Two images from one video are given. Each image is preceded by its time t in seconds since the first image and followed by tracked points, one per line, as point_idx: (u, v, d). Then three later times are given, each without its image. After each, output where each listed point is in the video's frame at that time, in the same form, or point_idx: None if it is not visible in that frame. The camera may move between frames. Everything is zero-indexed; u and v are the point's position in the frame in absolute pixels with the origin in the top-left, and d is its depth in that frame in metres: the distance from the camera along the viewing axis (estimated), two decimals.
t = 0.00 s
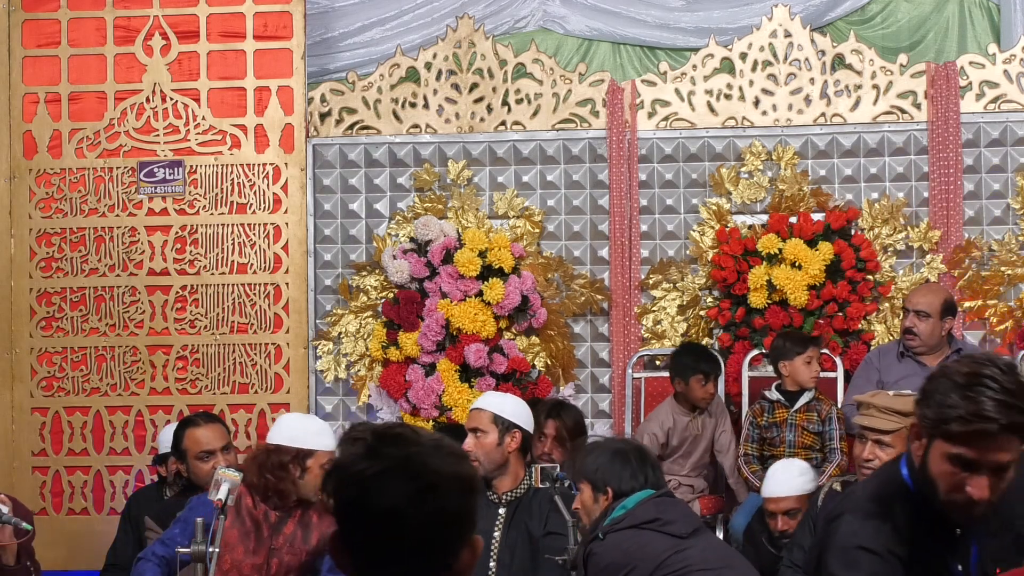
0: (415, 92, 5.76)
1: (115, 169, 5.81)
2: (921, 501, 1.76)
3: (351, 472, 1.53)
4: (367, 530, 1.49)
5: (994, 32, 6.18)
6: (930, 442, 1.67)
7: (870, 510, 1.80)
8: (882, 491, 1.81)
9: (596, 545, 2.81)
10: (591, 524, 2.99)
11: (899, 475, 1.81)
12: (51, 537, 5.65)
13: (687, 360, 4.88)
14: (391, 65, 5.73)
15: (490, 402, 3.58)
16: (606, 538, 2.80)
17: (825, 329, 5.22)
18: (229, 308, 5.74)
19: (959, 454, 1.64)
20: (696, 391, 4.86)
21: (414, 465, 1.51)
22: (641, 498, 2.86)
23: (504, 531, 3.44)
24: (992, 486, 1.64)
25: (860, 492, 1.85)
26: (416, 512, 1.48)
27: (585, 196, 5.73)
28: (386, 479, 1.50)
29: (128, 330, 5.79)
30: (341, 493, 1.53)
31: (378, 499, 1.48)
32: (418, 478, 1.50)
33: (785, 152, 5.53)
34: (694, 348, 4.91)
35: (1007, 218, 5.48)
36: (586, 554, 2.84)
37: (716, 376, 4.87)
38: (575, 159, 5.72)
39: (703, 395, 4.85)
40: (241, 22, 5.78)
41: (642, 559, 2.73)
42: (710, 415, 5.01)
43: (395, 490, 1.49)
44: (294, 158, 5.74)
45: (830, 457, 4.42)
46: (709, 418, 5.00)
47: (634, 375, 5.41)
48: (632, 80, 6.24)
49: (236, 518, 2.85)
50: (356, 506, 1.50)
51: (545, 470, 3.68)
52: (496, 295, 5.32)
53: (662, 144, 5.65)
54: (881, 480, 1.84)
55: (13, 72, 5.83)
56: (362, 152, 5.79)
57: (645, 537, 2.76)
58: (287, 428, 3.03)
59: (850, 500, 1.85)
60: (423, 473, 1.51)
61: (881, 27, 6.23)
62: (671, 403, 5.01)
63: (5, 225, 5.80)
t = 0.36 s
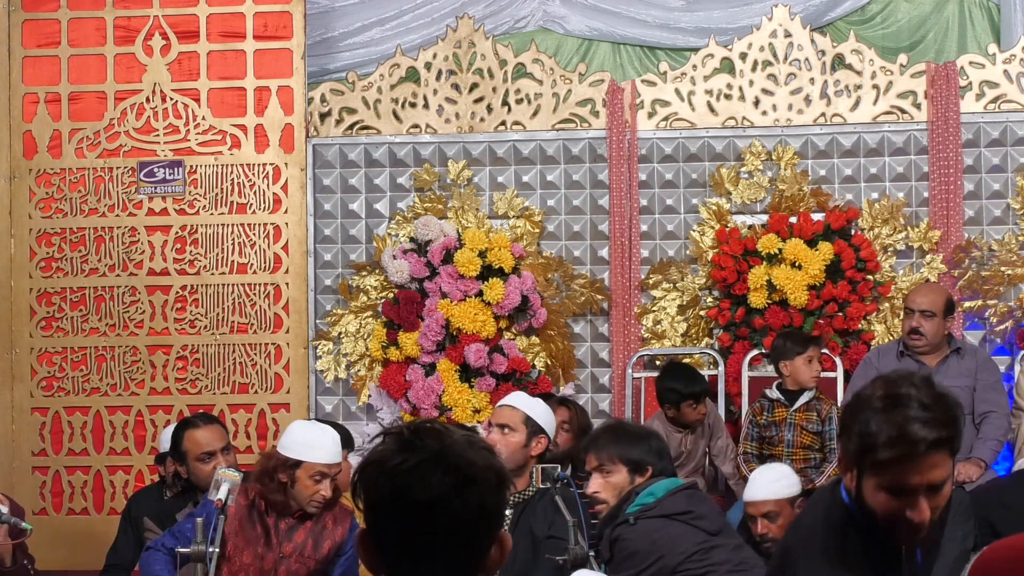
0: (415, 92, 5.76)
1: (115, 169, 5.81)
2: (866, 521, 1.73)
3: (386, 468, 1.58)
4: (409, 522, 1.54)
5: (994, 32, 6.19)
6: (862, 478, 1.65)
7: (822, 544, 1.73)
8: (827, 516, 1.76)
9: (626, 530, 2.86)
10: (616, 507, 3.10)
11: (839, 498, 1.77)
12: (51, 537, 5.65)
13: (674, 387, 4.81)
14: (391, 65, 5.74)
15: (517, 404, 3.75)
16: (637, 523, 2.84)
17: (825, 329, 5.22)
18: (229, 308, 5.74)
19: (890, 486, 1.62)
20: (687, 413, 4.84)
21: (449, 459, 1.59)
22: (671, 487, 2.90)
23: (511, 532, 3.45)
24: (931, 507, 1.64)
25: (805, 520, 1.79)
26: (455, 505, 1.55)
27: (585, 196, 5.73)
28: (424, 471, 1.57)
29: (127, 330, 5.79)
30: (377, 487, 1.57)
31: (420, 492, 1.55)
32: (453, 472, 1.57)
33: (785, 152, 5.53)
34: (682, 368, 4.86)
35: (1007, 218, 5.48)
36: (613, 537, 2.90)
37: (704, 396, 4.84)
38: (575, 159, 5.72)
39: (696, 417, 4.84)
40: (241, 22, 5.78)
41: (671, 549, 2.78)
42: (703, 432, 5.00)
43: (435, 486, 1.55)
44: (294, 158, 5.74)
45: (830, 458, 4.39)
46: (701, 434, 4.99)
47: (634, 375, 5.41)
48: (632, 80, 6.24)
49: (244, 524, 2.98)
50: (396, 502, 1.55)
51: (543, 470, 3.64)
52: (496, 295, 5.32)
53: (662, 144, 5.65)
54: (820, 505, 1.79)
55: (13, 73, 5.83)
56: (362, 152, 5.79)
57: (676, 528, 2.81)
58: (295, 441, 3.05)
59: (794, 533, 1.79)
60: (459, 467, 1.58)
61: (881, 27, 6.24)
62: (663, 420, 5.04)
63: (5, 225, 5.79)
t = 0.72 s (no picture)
0: (415, 92, 5.76)
1: (115, 169, 5.81)
2: None
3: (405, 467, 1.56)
4: (432, 517, 1.52)
5: (994, 32, 6.19)
6: None
7: None
8: None
9: (664, 526, 2.94)
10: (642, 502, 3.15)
11: None
12: (51, 537, 5.65)
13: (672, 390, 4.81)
14: (391, 65, 5.74)
15: (528, 402, 3.75)
16: (678, 520, 2.93)
17: (825, 329, 5.23)
18: (229, 308, 5.74)
19: None
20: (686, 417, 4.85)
21: (472, 453, 1.58)
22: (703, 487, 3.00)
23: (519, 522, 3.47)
24: None
25: None
26: (477, 504, 1.53)
27: (585, 196, 5.73)
28: (450, 465, 1.55)
29: (127, 330, 5.79)
30: (398, 480, 1.54)
31: (441, 486, 1.53)
32: (476, 468, 1.56)
33: (785, 152, 5.53)
34: (681, 372, 4.87)
35: (1007, 218, 5.48)
36: (648, 533, 2.98)
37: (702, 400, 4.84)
38: (575, 159, 5.72)
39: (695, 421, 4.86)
40: (241, 22, 5.78)
41: (712, 548, 2.89)
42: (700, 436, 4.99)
43: (457, 480, 1.53)
44: (293, 158, 5.74)
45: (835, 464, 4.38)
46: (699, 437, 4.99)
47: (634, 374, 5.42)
48: (632, 80, 6.24)
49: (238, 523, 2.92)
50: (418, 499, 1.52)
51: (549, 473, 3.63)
52: (496, 296, 5.32)
53: (662, 144, 5.65)
54: None
55: (13, 73, 5.83)
56: (362, 152, 5.79)
57: (715, 527, 2.93)
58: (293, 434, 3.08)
59: None
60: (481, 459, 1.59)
61: (881, 27, 6.23)
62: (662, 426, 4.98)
63: (5, 225, 5.79)
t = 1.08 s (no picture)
0: (416, 91, 5.76)
1: (116, 169, 5.81)
2: None
3: (504, 506, 1.41)
4: (523, 519, 1.41)
5: (994, 31, 6.19)
6: None
7: None
8: None
9: (664, 532, 2.70)
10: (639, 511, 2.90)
11: None
12: (52, 537, 5.65)
13: (671, 374, 4.87)
14: (392, 65, 5.74)
15: (518, 399, 3.76)
16: (675, 525, 2.70)
17: (825, 328, 5.23)
18: (230, 308, 5.74)
19: None
20: (685, 400, 4.85)
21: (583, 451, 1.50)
22: (699, 491, 2.77)
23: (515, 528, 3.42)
24: None
25: None
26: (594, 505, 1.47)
27: (586, 196, 5.72)
28: (569, 475, 1.45)
29: (128, 330, 5.78)
30: (528, 476, 1.43)
31: (571, 486, 1.44)
32: (591, 488, 1.47)
33: (785, 151, 5.53)
34: (679, 358, 4.91)
35: (1008, 218, 5.48)
36: (648, 539, 2.74)
37: (702, 385, 4.85)
38: (576, 158, 5.72)
39: (692, 405, 4.85)
40: (241, 22, 5.78)
41: (713, 552, 2.67)
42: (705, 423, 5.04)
43: (544, 548, 1.42)
44: (294, 158, 5.74)
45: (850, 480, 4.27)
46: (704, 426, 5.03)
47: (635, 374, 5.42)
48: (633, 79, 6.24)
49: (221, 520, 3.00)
50: (455, 530, 1.43)
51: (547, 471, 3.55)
52: (497, 295, 5.33)
53: (663, 143, 5.65)
54: None
55: (13, 73, 5.83)
56: (363, 151, 5.79)
57: (714, 531, 2.69)
58: (273, 430, 3.02)
59: None
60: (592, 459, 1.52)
61: (881, 26, 6.23)
62: (666, 412, 4.99)
63: (5, 225, 5.79)
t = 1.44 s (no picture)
0: (415, 91, 5.76)
1: (116, 169, 5.81)
2: None
3: (533, 500, 1.58)
4: (551, 514, 1.59)
5: (994, 31, 6.19)
6: None
7: None
8: None
9: (635, 537, 2.78)
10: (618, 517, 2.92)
11: None
12: (52, 537, 5.65)
13: (672, 365, 4.90)
14: (392, 65, 5.74)
15: (513, 398, 3.76)
16: (644, 530, 2.78)
17: (825, 328, 5.23)
18: (230, 308, 5.74)
19: None
20: (687, 392, 4.88)
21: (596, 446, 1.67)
22: (670, 494, 2.84)
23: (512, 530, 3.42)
24: None
25: None
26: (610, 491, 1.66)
27: (586, 196, 5.72)
28: (586, 470, 1.62)
29: (128, 330, 5.79)
30: (552, 477, 1.60)
31: (589, 481, 1.62)
32: (606, 479, 1.65)
33: (786, 152, 5.53)
34: (683, 351, 4.93)
35: (1007, 218, 5.48)
36: (621, 545, 2.81)
37: (702, 378, 4.89)
38: (577, 158, 5.72)
39: (693, 397, 4.87)
40: (241, 22, 5.78)
41: (684, 553, 2.74)
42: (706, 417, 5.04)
43: (569, 537, 1.60)
44: (294, 158, 5.74)
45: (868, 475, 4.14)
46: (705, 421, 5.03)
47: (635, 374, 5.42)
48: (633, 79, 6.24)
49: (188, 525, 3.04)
50: (484, 529, 1.58)
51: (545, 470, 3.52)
52: (497, 295, 5.34)
53: (663, 143, 5.65)
54: None
55: (13, 73, 5.82)
56: (363, 152, 5.80)
57: (684, 533, 2.77)
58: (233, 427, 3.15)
59: None
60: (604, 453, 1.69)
61: (881, 26, 6.23)
62: (668, 405, 5.01)
63: (5, 225, 5.79)
